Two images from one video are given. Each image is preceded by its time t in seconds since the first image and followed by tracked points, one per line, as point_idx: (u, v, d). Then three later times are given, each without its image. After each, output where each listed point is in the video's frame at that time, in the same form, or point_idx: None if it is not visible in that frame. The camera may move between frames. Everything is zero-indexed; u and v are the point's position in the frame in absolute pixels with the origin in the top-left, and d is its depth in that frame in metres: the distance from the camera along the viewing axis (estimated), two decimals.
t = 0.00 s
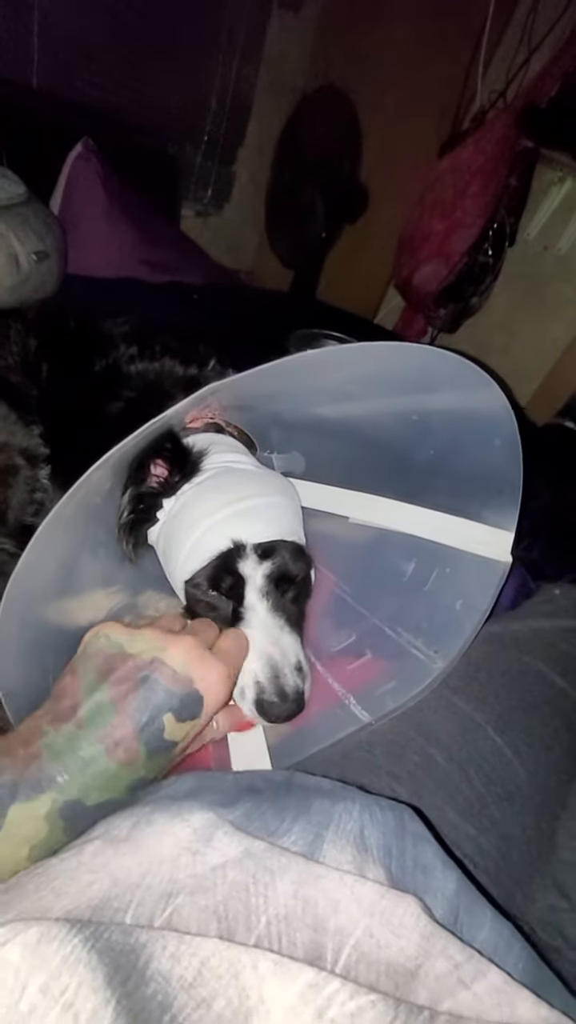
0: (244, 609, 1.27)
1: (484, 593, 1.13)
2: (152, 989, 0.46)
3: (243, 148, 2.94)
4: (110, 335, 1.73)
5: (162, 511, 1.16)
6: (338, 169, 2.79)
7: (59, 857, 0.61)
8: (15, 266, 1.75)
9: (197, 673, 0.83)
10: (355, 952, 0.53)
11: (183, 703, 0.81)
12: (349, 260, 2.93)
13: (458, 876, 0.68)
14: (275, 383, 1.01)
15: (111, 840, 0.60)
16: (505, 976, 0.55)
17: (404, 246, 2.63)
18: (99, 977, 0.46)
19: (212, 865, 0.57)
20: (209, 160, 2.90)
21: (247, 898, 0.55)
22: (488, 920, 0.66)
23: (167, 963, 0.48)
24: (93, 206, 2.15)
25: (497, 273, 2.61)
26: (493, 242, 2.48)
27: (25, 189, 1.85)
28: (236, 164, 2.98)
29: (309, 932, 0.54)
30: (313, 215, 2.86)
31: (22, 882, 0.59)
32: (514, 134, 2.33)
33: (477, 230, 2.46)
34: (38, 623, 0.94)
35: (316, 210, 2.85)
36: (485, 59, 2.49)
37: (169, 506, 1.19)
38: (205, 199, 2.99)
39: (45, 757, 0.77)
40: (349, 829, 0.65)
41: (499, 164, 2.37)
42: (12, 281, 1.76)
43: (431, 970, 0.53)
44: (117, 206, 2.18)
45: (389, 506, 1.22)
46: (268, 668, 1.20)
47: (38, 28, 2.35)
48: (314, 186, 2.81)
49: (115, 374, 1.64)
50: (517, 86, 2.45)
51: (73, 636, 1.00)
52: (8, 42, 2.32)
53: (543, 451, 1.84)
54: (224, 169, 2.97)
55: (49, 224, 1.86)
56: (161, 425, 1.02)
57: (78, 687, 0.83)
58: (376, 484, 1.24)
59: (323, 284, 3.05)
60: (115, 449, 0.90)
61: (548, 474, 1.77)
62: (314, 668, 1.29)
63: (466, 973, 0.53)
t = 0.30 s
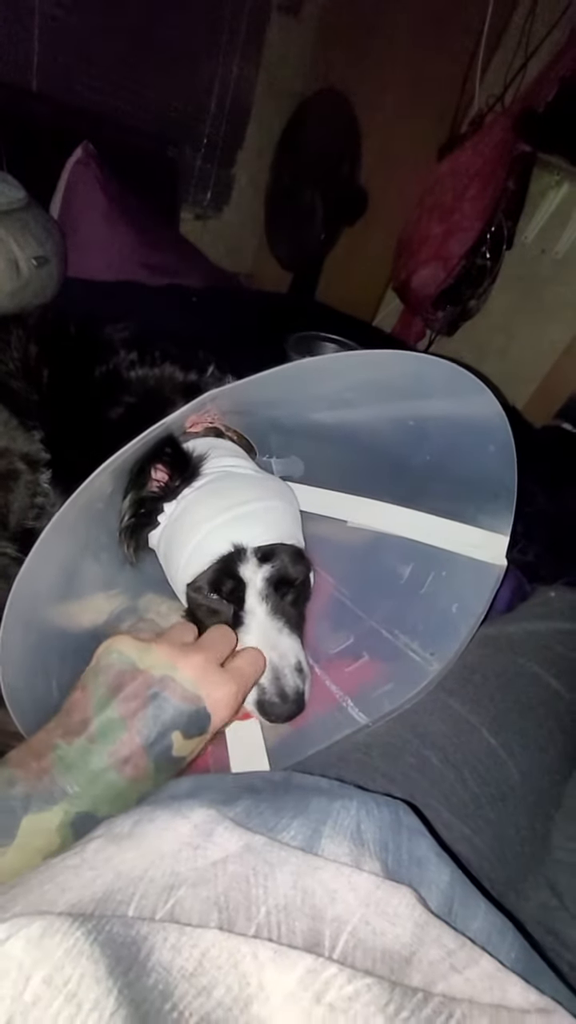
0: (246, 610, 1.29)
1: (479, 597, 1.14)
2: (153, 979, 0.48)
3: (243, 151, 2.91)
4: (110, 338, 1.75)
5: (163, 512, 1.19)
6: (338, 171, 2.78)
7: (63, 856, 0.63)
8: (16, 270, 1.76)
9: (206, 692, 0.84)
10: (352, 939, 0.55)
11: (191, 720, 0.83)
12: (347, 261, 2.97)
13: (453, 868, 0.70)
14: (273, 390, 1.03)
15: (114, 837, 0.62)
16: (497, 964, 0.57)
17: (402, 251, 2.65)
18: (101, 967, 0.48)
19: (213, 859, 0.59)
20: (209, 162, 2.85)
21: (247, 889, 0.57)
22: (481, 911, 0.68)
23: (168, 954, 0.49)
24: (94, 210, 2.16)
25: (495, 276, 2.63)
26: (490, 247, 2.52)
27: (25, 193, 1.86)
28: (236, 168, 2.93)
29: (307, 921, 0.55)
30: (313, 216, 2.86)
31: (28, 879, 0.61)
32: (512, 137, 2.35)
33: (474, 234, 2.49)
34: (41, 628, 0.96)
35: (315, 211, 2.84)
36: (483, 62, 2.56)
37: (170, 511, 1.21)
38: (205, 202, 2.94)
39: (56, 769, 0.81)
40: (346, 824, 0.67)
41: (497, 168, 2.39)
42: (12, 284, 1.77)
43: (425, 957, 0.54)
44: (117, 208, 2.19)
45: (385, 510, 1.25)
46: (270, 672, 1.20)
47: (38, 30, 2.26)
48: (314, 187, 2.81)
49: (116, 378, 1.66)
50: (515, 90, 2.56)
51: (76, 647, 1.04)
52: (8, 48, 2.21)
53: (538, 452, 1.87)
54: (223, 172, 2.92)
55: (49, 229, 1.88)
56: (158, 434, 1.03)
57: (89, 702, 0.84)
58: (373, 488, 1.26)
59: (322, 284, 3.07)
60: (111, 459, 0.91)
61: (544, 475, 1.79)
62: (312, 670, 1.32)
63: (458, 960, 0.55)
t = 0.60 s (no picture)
0: (246, 612, 1.28)
1: (480, 598, 1.13)
2: (152, 988, 0.47)
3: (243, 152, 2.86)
4: (110, 338, 1.74)
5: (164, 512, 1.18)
6: (337, 171, 2.77)
7: (62, 859, 0.62)
8: (15, 270, 1.76)
9: (210, 698, 0.85)
10: (354, 945, 0.54)
11: (196, 726, 0.83)
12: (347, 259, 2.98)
13: (456, 873, 0.69)
14: (274, 390, 1.02)
15: (113, 841, 0.61)
16: (501, 972, 0.56)
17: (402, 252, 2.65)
18: (100, 975, 0.47)
19: (213, 864, 0.58)
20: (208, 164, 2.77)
21: (247, 895, 0.56)
22: (484, 916, 0.67)
23: (167, 962, 0.49)
24: (94, 210, 2.15)
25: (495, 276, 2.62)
26: (489, 247, 2.50)
27: (24, 193, 1.86)
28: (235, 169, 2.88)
29: (308, 927, 0.55)
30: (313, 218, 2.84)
31: (25, 884, 0.60)
32: (511, 138, 2.35)
33: (474, 235, 2.49)
34: (41, 630, 0.95)
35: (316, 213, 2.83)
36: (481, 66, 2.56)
37: (170, 511, 1.20)
38: (204, 205, 2.88)
39: (56, 771, 0.79)
40: (348, 827, 0.66)
41: (496, 170, 2.39)
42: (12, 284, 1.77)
43: (427, 965, 0.54)
44: (117, 209, 2.18)
45: (387, 511, 1.24)
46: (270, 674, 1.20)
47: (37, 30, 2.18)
48: (313, 187, 2.79)
49: (116, 378, 1.65)
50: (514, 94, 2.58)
51: (77, 645, 1.03)
52: (8, 48, 2.13)
53: (538, 453, 1.86)
54: (222, 173, 2.85)
55: (49, 229, 1.87)
56: (157, 435, 1.03)
57: (94, 701, 0.83)
58: (373, 489, 1.26)
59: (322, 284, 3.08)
60: (112, 459, 0.90)
61: (544, 477, 1.79)
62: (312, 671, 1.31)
63: (462, 968, 0.55)
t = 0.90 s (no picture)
0: (247, 612, 1.27)
1: (483, 599, 1.12)
2: (151, 1002, 0.46)
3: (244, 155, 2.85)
4: (110, 337, 1.73)
5: (164, 512, 1.17)
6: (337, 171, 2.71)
7: (59, 865, 0.61)
8: (15, 269, 1.75)
9: (211, 699, 0.85)
10: (358, 958, 0.53)
11: (196, 725, 0.83)
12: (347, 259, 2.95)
13: (461, 880, 0.68)
14: (274, 388, 1.01)
15: (111, 847, 0.60)
16: (510, 982, 0.54)
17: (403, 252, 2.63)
18: (98, 988, 0.46)
19: (213, 872, 0.57)
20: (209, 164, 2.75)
21: (249, 905, 0.55)
22: (490, 925, 0.66)
23: (167, 974, 0.48)
24: (93, 210, 2.13)
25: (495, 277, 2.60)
26: (490, 247, 2.49)
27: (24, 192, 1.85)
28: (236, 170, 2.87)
29: (311, 939, 0.53)
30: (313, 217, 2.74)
31: (22, 890, 0.59)
32: (511, 139, 2.34)
33: (475, 236, 2.47)
34: (41, 630, 0.94)
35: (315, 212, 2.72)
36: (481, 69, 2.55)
37: (170, 511, 1.19)
38: (204, 206, 2.84)
39: (56, 769, 0.77)
40: (351, 833, 0.65)
41: (497, 171, 2.38)
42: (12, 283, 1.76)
43: (434, 977, 0.52)
44: (117, 208, 2.16)
45: (389, 511, 1.23)
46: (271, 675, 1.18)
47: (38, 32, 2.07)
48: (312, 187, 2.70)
49: (116, 377, 1.64)
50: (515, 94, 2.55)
51: (78, 643, 1.02)
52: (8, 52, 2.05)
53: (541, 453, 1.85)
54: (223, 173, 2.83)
55: (50, 229, 1.86)
56: (157, 434, 1.01)
57: (96, 700, 0.82)
58: (376, 488, 1.24)
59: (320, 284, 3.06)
60: (113, 458, 0.89)
61: (546, 478, 1.77)
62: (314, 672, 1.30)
63: (469, 979, 0.53)
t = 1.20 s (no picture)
0: (247, 610, 1.26)
1: (485, 596, 1.12)
2: (149, 1008, 0.46)
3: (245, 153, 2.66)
4: (110, 335, 1.71)
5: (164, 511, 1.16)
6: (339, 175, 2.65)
7: (55, 864, 0.60)
8: (16, 267, 1.75)
9: (208, 702, 0.84)
10: (356, 967, 0.52)
11: (193, 725, 0.81)
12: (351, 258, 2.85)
13: (461, 885, 0.68)
14: (277, 385, 1.00)
15: (107, 847, 0.60)
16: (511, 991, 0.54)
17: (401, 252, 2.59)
18: (95, 995, 0.46)
19: (210, 876, 0.56)
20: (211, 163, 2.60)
21: (245, 911, 0.54)
22: (490, 932, 0.65)
23: (164, 981, 0.47)
24: (94, 209, 2.12)
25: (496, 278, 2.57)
26: (492, 247, 2.46)
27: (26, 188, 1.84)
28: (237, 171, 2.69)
29: (309, 946, 0.53)
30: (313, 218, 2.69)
31: (17, 890, 0.58)
32: (514, 140, 2.33)
33: (476, 235, 2.45)
34: (41, 629, 0.93)
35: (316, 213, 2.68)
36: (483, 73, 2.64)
37: (170, 509, 1.18)
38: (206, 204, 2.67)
39: (52, 759, 0.77)
40: (351, 837, 0.64)
41: (498, 173, 2.37)
42: (13, 283, 1.76)
43: (435, 985, 0.52)
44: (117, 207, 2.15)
45: (390, 511, 1.22)
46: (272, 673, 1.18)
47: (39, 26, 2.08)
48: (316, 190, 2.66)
49: (117, 375, 1.63)
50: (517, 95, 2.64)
51: (78, 640, 1.01)
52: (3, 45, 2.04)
53: (541, 454, 1.84)
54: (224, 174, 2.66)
55: (52, 227, 1.85)
56: (160, 429, 1.01)
57: (92, 699, 0.82)
58: (376, 487, 1.23)
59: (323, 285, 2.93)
60: (117, 452, 0.89)
61: (545, 479, 1.77)
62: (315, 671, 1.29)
63: (469, 988, 0.52)
